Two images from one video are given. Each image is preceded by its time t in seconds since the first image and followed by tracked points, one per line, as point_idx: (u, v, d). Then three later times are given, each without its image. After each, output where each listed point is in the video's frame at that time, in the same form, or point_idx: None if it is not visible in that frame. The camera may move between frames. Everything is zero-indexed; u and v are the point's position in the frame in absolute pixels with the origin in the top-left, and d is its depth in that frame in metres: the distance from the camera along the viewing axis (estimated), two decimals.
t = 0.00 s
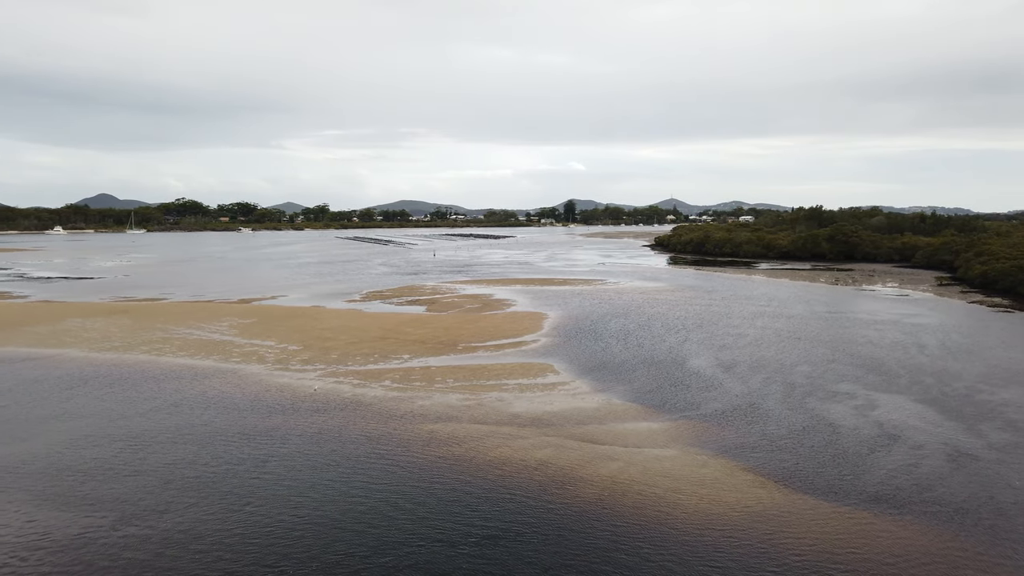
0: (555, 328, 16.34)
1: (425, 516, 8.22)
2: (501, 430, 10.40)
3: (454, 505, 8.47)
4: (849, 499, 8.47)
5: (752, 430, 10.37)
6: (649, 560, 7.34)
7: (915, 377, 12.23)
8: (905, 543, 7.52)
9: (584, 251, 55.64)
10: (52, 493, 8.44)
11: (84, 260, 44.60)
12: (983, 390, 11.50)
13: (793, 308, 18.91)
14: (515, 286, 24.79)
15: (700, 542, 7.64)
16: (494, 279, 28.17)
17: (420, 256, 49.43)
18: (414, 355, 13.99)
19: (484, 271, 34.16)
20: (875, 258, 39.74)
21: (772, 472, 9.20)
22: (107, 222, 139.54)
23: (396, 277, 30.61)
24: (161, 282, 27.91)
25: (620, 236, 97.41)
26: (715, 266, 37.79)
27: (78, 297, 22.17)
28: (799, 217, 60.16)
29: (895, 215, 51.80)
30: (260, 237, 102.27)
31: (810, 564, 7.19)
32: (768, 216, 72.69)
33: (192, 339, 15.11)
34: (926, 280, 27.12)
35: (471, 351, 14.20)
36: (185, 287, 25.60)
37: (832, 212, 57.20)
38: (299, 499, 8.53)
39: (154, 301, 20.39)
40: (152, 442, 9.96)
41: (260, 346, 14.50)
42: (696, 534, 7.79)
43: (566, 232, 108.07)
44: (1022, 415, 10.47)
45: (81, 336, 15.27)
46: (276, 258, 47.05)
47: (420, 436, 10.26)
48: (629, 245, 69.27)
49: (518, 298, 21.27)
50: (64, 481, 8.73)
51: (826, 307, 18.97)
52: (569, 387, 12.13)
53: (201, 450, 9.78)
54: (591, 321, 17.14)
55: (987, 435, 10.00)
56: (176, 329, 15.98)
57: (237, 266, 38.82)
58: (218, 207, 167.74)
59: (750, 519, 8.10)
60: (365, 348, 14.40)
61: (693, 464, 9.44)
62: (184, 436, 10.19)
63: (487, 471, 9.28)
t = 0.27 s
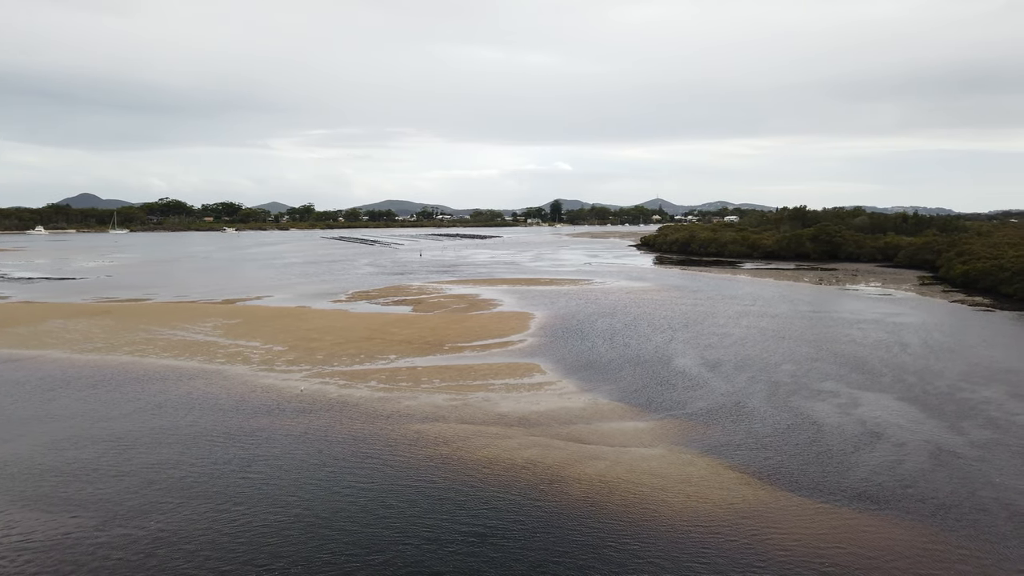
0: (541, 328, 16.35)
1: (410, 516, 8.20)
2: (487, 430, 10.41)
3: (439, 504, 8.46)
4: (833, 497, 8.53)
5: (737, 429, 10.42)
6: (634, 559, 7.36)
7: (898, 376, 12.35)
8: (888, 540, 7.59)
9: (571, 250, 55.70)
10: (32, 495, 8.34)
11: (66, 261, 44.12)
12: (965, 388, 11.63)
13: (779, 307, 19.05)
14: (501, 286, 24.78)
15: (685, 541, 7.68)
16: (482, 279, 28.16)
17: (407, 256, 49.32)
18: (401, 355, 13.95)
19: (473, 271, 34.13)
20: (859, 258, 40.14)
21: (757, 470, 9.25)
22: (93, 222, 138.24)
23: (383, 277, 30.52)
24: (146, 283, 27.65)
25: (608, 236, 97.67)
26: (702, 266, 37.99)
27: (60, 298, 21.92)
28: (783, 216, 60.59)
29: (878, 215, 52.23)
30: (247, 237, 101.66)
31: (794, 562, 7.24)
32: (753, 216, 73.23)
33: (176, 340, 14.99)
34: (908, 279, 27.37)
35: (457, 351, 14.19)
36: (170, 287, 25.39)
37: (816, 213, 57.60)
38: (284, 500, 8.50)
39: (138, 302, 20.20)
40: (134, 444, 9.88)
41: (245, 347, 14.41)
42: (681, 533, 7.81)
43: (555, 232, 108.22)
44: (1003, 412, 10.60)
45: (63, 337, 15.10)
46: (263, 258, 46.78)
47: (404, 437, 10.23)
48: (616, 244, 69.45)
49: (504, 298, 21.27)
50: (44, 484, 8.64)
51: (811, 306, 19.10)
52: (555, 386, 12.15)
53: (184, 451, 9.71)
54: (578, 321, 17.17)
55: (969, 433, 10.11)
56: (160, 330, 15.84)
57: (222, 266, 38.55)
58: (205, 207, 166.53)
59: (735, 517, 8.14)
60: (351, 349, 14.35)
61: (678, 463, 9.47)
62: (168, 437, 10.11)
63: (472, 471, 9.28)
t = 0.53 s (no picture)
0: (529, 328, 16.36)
1: (397, 515, 8.18)
2: (474, 430, 10.40)
3: (425, 504, 8.46)
4: (818, 494, 8.60)
5: (723, 428, 10.48)
6: (620, 557, 7.38)
7: (882, 374, 12.47)
8: (871, 537, 7.66)
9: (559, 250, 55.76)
10: (14, 497, 8.26)
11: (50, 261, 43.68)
12: (947, 386, 11.76)
13: (766, 307, 19.16)
14: (488, 286, 24.78)
15: (672, 539, 7.71)
16: (471, 279, 28.10)
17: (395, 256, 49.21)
18: (388, 355, 13.91)
19: (462, 271, 34.10)
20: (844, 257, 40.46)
21: (742, 468, 9.31)
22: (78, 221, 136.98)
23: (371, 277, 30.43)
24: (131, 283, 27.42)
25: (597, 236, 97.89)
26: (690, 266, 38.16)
27: (43, 299, 21.68)
28: (769, 216, 60.98)
29: (862, 215, 52.63)
30: (234, 237, 101.10)
31: (778, 559, 7.28)
32: (739, 216, 73.70)
33: (161, 341, 14.87)
34: (891, 279, 27.60)
35: (445, 351, 14.17)
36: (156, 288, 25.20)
37: (801, 213, 57.99)
38: (270, 500, 8.47)
39: (122, 302, 20.03)
40: (118, 445, 9.79)
41: (231, 348, 14.33)
42: (667, 531, 7.85)
43: (545, 232, 108.33)
44: (985, 410, 10.72)
45: (46, 338, 14.94)
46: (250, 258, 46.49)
47: (391, 437, 10.21)
48: (604, 244, 69.61)
49: (491, 297, 21.28)
50: (26, 486, 8.55)
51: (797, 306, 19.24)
52: (543, 386, 12.16)
53: (169, 453, 9.65)
54: (567, 321, 17.20)
55: (951, 430, 10.22)
56: (145, 331, 15.72)
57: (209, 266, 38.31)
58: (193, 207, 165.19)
59: (721, 515, 8.18)
60: (338, 349, 14.30)
61: (664, 462, 9.51)
62: (152, 439, 10.04)
63: (458, 470, 9.27)
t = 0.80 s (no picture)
0: (517, 328, 16.36)
1: (384, 515, 8.17)
2: (463, 430, 10.39)
3: (412, 503, 8.45)
4: (805, 492, 8.65)
5: (711, 427, 10.52)
6: (607, 556, 7.40)
7: (867, 372, 12.56)
8: (856, 535, 7.72)
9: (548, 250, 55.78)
10: None
11: (35, 261, 43.27)
12: (932, 384, 11.87)
13: (754, 306, 19.26)
14: (477, 286, 24.76)
15: (659, 537, 7.74)
16: (463, 279, 27.96)
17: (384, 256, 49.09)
18: (376, 355, 13.88)
19: (452, 270, 34.05)
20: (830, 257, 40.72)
21: (730, 467, 9.35)
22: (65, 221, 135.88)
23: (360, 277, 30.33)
24: (118, 283, 27.19)
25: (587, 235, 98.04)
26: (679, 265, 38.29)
27: (28, 299, 21.47)
28: (757, 216, 61.26)
29: (848, 215, 52.98)
30: (223, 237, 100.58)
31: (764, 557, 7.32)
32: (727, 215, 74.05)
33: (147, 341, 14.77)
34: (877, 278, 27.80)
35: (433, 351, 14.16)
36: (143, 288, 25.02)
37: (788, 213, 58.29)
38: (257, 500, 8.43)
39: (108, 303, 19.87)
40: (104, 446, 9.72)
41: (218, 348, 14.26)
42: (654, 530, 7.87)
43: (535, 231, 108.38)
44: (969, 408, 10.83)
45: (31, 339, 14.80)
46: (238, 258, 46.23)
47: (378, 437, 10.19)
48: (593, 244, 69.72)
49: (480, 297, 21.27)
50: (10, 487, 8.47)
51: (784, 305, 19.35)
52: (532, 386, 12.18)
53: (156, 453, 9.59)
54: (557, 320, 17.22)
55: (936, 428, 10.31)
56: (131, 332, 15.61)
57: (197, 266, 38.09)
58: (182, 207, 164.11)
59: (708, 513, 8.22)
60: (326, 349, 14.26)
61: (652, 460, 9.54)
62: (139, 440, 9.97)
63: (445, 470, 9.27)
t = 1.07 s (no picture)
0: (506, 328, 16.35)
1: (371, 516, 8.15)
2: (453, 430, 10.37)
3: (399, 503, 8.43)
4: (792, 491, 8.68)
5: (699, 426, 10.55)
6: (595, 556, 7.40)
7: (854, 371, 12.64)
8: (843, 533, 7.76)
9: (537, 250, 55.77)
10: None
11: (21, 262, 42.86)
12: (918, 383, 11.96)
13: (743, 306, 19.33)
14: (466, 286, 24.75)
15: (648, 536, 7.75)
16: (446, 278, 28.16)
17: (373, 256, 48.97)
18: (365, 356, 13.84)
19: (442, 270, 34.01)
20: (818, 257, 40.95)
21: (718, 466, 9.38)
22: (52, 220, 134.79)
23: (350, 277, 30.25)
24: (105, 284, 26.99)
25: (578, 235, 98.15)
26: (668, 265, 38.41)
27: (13, 300, 21.26)
28: (745, 216, 61.54)
29: (835, 215, 53.31)
30: (213, 237, 100.10)
31: (752, 556, 7.35)
32: (715, 216, 74.38)
33: (133, 342, 14.67)
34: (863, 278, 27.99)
35: (422, 352, 14.14)
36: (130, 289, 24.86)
37: (776, 213, 58.59)
38: (244, 501, 8.38)
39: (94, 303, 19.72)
40: (90, 447, 9.64)
41: (205, 349, 14.18)
42: (641, 529, 7.89)
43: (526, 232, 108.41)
44: (954, 406, 10.91)
45: (15, 340, 14.68)
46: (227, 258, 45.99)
47: (365, 437, 10.16)
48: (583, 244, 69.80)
49: (469, 297, 21.27)
50: None
51: (772, 305, 19.45)
52: (521, 386, 12.17)
53: (143, 455, 9.52)
54: (546, 320, 17.22)
55: (922, 426, 10.39)
56: (118, 332, 15.50)
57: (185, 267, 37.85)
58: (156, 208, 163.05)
59: (696, 513, 8.24)
60: (314, 350, 14.20)
61: (641, 460, 9.56)
62: (125, 441, 9.90)
63: (432, 470, 9.25)
